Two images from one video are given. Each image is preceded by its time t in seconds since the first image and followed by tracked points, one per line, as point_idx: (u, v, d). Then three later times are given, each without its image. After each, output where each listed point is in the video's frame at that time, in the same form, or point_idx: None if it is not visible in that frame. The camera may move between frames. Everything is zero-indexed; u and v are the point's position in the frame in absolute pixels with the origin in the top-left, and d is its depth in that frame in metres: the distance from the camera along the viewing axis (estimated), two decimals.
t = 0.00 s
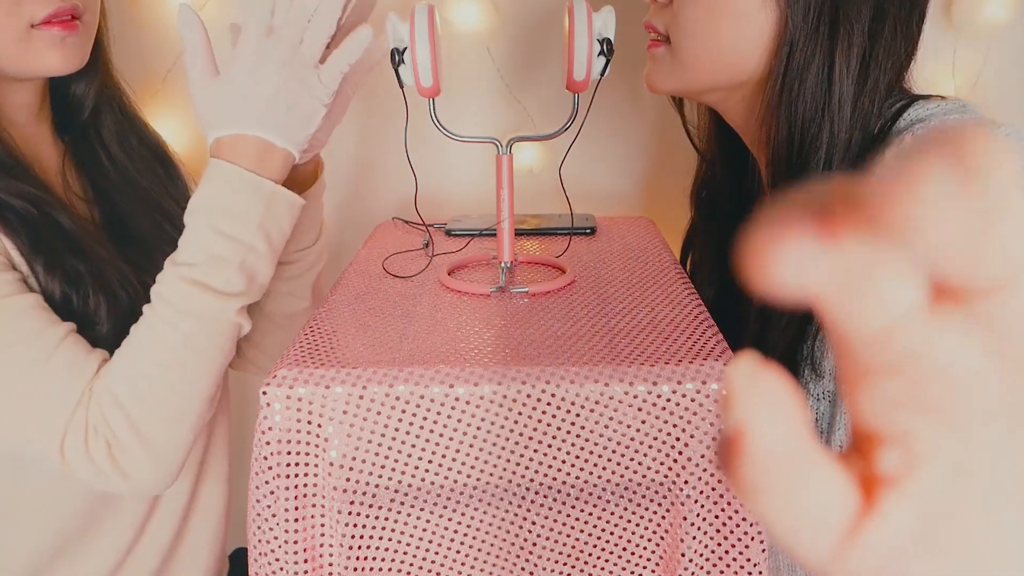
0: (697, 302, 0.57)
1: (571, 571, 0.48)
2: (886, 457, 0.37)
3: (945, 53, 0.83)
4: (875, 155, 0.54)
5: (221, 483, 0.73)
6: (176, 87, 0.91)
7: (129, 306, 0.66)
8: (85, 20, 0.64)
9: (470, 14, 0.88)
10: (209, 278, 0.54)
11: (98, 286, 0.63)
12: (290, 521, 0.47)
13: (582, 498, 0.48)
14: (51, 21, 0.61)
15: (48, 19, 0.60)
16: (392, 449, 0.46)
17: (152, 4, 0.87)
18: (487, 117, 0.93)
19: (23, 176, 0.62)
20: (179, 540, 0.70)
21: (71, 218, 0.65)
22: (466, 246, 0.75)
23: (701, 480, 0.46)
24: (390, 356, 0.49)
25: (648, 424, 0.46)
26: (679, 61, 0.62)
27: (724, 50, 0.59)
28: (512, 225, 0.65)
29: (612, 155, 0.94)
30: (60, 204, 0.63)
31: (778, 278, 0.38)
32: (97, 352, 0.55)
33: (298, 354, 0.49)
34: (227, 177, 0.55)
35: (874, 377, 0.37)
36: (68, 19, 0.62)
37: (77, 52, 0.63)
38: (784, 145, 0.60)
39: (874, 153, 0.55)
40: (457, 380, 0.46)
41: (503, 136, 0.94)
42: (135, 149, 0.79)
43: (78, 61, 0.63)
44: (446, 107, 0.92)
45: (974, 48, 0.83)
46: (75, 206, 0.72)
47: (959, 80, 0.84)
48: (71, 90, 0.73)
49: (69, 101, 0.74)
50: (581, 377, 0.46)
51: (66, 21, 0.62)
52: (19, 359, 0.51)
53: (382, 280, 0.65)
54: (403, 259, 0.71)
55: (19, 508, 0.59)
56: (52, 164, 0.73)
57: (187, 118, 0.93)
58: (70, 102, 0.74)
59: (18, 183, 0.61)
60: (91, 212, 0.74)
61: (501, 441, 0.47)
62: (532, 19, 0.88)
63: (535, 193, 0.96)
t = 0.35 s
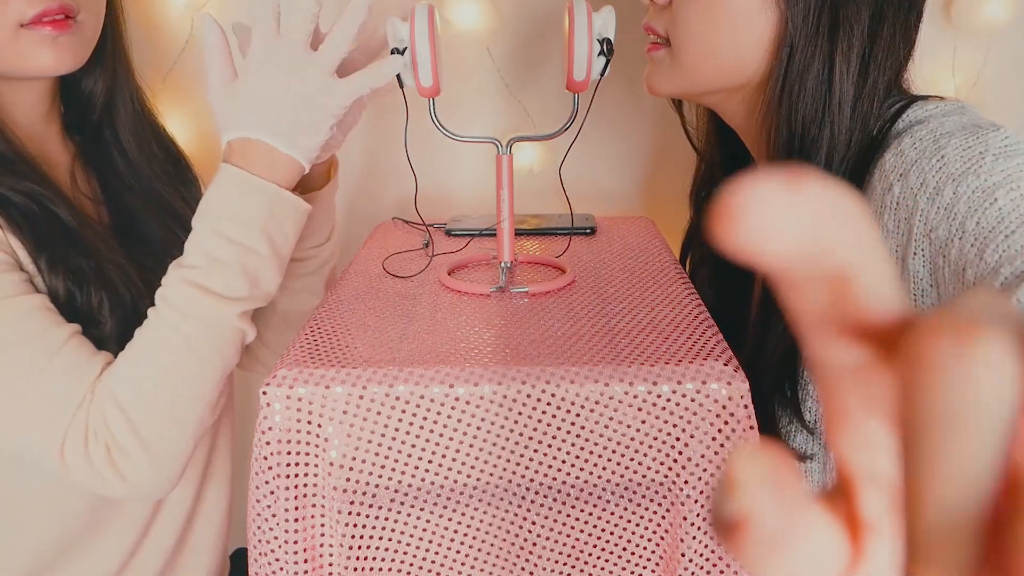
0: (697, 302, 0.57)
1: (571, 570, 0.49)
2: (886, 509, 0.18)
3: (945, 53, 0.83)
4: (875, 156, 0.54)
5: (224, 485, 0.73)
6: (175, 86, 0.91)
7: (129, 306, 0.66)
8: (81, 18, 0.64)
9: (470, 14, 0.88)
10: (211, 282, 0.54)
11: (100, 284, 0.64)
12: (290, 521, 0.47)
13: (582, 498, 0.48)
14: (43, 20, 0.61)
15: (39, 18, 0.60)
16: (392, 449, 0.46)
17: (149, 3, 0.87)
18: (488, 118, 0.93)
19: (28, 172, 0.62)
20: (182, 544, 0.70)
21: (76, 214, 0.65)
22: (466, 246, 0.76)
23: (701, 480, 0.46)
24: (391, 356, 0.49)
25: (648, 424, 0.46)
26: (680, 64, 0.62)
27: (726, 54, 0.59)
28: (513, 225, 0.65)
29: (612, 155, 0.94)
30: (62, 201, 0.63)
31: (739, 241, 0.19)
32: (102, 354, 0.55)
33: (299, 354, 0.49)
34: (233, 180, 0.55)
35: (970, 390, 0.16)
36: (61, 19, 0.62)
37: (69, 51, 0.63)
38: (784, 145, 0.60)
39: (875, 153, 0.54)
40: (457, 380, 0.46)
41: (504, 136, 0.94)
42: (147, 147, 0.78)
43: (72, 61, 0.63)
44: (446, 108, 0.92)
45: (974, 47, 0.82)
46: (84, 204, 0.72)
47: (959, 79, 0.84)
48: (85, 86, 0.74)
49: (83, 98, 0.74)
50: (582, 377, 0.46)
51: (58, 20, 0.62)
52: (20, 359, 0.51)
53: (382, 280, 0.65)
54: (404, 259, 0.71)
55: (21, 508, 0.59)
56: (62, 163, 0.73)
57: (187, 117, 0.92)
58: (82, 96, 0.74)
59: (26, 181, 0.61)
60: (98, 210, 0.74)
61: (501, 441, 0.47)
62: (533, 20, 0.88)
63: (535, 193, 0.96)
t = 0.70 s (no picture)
0: (697, 302, 0.57)
1: (571, 570, 0.48)
2: (874, 506, 0.40)
3: (945, 52, 0.83)
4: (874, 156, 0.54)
5: (225, 485, 0.73)
6: (175, 86, 0.91)
7: (127, 308, 0.66)
8: (80, 19, 0.64)
9: (470, 14, 0.88)
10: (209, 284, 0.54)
11: (98, 285, 0.63)
12: (290, 521, 0.47)
13: (582, 498, 0.48)
14: (38, 21, 0.61)
15: (33, 19, 0.60)
16: (392, 449, 0.46)
17: (148, 3, 0.87)
18: (487, 118, 0.93)
19: (30, 171, 0.62)
20: (182, 545, 0.69)
21: (76, 213, 0.64)
22: (466, 246, 0.75)
23: (701, 480, 0.46)
24: (390, 356, 0.49)
25: (648, 424, 0.46)
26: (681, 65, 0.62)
27: (728, 53, 0.59)
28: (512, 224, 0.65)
29: (611, 155, 0.94)
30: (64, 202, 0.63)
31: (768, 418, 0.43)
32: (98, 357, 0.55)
33: (298, 354, 0.49)
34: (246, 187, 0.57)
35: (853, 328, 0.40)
36: (56, 19, 0.62)
37: (67, 52, 0.63)
38: (785, 146, 0.60)
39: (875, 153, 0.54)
40: (457, 380, 0.46)
41: (504, 136, 0.94)
42: (151, 146, 0.78)
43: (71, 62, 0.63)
44: (445, 108, 0.92)
45: (974, 47, 0.82)
46: (87, 204, 0.72)
47: (959, 80, 0.84)
48: (89, 81, 0.74)
49: (87, 94, 0.75)
50: (581, 377, 0.46)
51: (52, 21, 0.62)
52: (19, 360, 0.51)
53: (382, 280, 0.65)
54: (404, 259, 0.71)
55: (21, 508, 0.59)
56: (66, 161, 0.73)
57: (188, 118, 0.92)
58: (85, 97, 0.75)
59: (26, 182, 0.61)
60: (102, 210, 0.74)
61: (501, 441, 0.47)
62: (533, 20, 0.88)
63: (535, 193, 0.96)
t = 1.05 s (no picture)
0: (697, 302, 0.57)
1: (571, 570, 0.49)
2: (854, 495, 0.41)
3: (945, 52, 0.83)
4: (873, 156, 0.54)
5: (223, 486, 0.73)
6: (175, 86, 0.91)
7: (125, 311, 0.66)
8: (77, 22, 0.64)
9: (470, 14, 0.88)
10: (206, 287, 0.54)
11: (93, 290, 0.63)
12: (290, 521, 0.47)
13: (582, 498, 0.48)
14: (35, 23, 0.61)
15: (30, 22, 0.60)
16: (392, 449, 0.46)
17: (149, 3, 0.88)
18: (487, 117, 0.93)
19: (26, 173, 0.62)
20: (181, 547, 0.70)
21: (72, 217, 0.64)
22: (466, 246, 0.76)
23: (701, 480, 0.46)
24: (390, 356, 0.49)
25: (648, 424, 0.46)
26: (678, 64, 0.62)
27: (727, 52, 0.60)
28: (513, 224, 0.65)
29: (612, 154, 0.94)
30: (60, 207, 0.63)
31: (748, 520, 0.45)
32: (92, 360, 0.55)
33: (298, 354, 0.49)
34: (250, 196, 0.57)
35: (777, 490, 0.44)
36: (53, 22, 0.62)
37: (64, 54, 0.63)
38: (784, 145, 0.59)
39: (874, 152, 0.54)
40: (457, 380, 0.46)
41: (504, 136, 0.94)
42: (150, 147, 0.78)
43: (69, 64, 0.63)
44: (445, 108, 0.92)
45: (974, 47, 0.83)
46: (88, 206, 0.72)
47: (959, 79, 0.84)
48: (90, 80, 0.74)
49: (88, 94, 0.75)
50: (581, 377, 0.46)
51: (50, 23, 0.62)
52: (16, 360, 0.52)
53: (383, 280, 0.65)
54: (404, 258, 0.71)
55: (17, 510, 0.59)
56: (66, 163, 0.73)
57: (188, 118, 0.92)
58: (86, 99, 0.75)
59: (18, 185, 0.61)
60: (103, 211, 0.74)
61: (501, 441, 0.47)
62: (533, 19, 0.88)
63: (535, 193, 0.97)
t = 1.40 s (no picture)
0: (697, 302, 0.57)
1: (571, 570, 0.48)
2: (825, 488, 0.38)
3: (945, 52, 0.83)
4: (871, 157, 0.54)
5: (224, 488, 0.73)
6: (175, 87, 0.91)
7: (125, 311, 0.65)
8: (80, 22, 0.64)
9: (470, 14, 0.88)
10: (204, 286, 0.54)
11: (92, 291, 0.63)
12: (290, 521, 0.47)
13: (582, 498, 0.48)
14: (38, 24, 0.61)
15: (34, 23, 0.60)
16: (392, 449, 0.46)
17: (149, 4, 0.88)
18: (487, 117, 0.93)
19: (27, 174, 0.63)
20: (181, 549, 0.69)
21: (73, 221, 0.64)
22: (466, 246, 0.76)
23: (701, 480, 0.46)
24: (390, 356, 0.49)
25: (648, 424, 0.46)
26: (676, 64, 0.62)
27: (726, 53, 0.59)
28: (513, 224, 0.65)
29: (611, 154, 0.94)
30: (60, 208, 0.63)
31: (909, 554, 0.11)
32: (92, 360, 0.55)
33: (299, 353, 0.49)
34: (235, 194, 0.58)
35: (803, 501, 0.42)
36: (56, 23, 0.62)
37: (67, 55, 0.63)
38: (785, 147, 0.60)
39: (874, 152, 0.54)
40: (457, 380, 0.46)
41: (504, 136, 0.94)
42: (150, 146, 0.78)
43: (72, 65, 0.63)
44: (445, 108, 0.92)
45: (974, 48, 0.83)
46: (87, 205, 0.72)
47: (959, 80, 0.84)
48: (90, 82, 0.74)
49: (88, 95, 0.75)
50: (582, 377, 0.46)
51: (53, 24, 0.62)
52: (16, 360, 0.52)
53: (383, 280, 0.65)
54: (404, 259, 0.71)
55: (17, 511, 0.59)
56: (67, 164, 0.73)
57: (187, 119, 0.93)
58: (86, 99, 0.75)
59: (17, 185, 0.61)
60: (102, 211, 0.74)
61: (501, 441, 0.47)
62: (532, 19, 0.88)
63: (535, 193, 0.97)
